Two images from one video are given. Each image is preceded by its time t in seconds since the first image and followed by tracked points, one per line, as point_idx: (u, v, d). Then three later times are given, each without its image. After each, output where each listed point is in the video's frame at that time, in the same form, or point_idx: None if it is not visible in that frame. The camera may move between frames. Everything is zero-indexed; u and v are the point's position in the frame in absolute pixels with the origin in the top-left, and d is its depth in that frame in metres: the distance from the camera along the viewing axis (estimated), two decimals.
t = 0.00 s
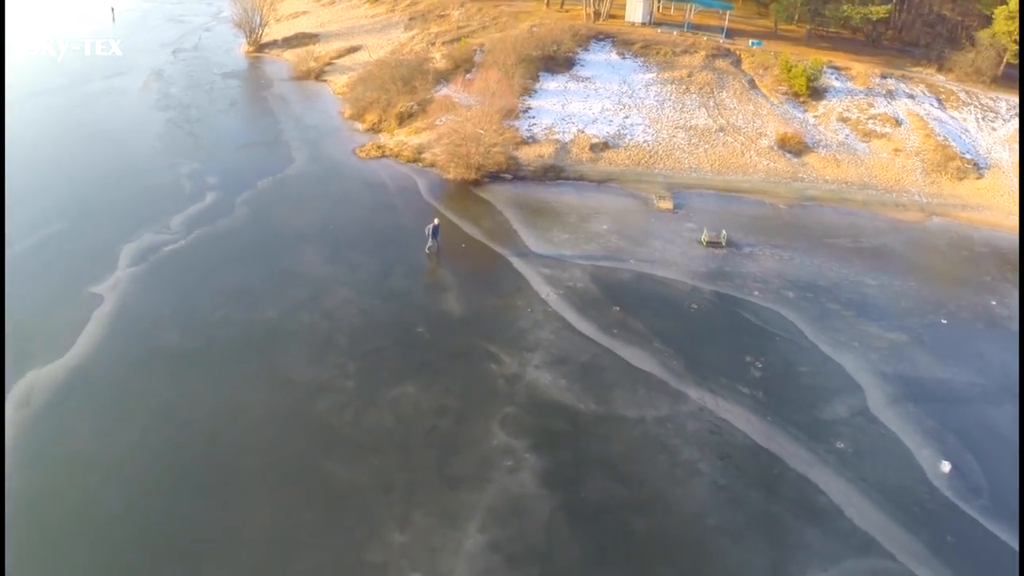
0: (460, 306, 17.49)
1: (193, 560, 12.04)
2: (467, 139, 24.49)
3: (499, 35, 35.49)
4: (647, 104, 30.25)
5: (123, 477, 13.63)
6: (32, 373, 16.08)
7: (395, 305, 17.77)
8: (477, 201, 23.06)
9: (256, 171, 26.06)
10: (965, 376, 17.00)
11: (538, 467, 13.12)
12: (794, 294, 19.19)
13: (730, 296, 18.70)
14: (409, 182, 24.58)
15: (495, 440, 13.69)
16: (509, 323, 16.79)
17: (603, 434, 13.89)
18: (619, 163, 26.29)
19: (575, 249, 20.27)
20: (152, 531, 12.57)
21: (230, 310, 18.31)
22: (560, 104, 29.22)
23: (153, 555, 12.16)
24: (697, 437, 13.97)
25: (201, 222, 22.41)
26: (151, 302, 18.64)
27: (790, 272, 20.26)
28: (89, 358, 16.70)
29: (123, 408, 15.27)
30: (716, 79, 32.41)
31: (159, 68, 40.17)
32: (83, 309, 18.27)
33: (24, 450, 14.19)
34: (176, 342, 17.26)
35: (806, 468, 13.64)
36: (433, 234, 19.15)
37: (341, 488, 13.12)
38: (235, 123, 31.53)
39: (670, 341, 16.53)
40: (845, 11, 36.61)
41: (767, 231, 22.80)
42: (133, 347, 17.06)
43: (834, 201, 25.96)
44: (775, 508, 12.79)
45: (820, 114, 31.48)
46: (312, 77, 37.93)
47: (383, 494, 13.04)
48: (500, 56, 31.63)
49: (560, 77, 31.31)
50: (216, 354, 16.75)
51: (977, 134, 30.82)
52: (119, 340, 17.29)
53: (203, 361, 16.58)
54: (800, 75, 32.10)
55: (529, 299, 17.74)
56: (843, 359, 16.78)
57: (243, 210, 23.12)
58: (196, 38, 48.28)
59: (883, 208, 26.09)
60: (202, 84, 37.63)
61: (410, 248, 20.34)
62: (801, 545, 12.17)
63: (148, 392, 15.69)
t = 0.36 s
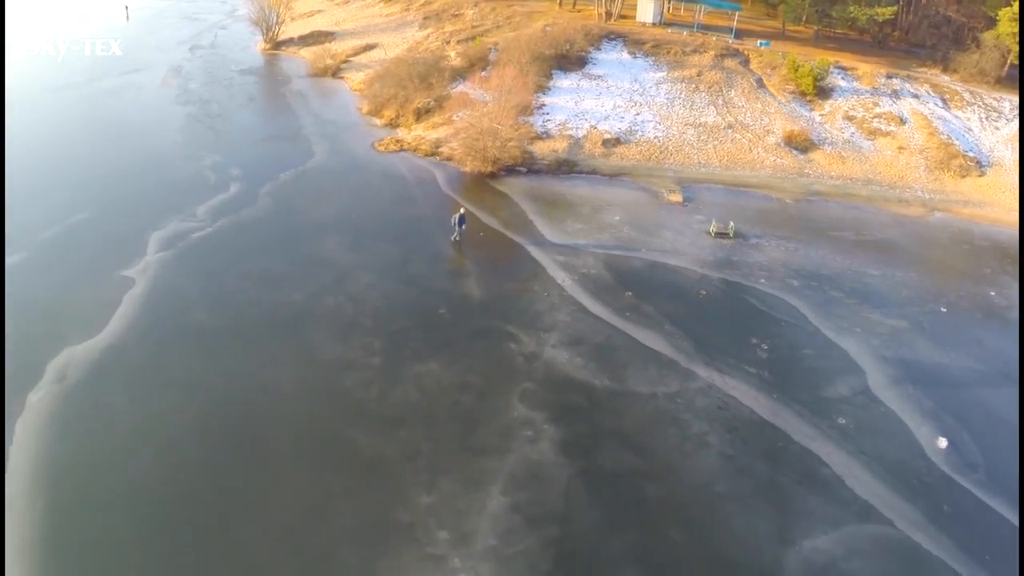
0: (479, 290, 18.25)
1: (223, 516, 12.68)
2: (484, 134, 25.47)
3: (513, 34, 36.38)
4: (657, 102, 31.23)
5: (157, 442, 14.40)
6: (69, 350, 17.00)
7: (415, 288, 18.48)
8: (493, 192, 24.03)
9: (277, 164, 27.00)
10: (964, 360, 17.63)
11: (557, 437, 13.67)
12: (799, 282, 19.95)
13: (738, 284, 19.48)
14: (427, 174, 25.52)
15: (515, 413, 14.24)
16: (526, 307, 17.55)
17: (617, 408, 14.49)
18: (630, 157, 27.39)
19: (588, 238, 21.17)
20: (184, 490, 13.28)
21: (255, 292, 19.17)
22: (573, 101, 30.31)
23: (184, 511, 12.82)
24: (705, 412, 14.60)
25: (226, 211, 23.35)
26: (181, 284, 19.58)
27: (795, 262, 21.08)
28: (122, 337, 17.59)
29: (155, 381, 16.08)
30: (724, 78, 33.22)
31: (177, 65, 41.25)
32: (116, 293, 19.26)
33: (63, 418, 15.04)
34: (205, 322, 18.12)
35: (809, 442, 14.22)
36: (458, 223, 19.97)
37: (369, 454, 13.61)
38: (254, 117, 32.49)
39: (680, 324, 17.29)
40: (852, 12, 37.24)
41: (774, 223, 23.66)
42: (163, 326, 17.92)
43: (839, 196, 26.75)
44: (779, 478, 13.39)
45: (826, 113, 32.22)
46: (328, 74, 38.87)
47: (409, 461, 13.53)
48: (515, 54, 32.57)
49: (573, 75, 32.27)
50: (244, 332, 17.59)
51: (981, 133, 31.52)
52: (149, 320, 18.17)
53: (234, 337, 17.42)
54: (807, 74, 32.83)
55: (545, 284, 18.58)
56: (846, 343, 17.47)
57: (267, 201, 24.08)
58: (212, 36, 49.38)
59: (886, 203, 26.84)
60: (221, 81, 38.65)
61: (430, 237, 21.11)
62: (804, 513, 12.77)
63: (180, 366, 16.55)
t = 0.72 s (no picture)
0: (497, 276, 19.13)
1: (258, 482, 13.49)
2: (500, 129, 26.48)
3: (525, 33, 37.34)
4: (667, 100, 32.16)
5: (194, 415, 15.26)
6: (106, 333, 17.88)
7: (437, 274, 19.34)
8: (509, 185, 25.04)
9: (298, 157, 27.90)
10: (962, 344, 18.41)
11: (575, 409, 14.47)
12: (803, 271, 20.82)
13: (745, 271, 20.37)
14: (444, 167, 26.49)
15: (535, 386, 15.02)
16: (543, 291, 18.43)
17: (631, 383, 15.31)
18: (640, 153, 28.39)
19: (602, 228, 22.13)
20: (219, 461, 14.08)
21: (282, 277, 19.99)
22: (585, 99, 31.27)
23: (222, 478, 13.64)
24: (715, 388, 15.36)
25: (251, 201, 24.13)
26: (210, 269, 20.34)
27: (800, 252, 21.96)
28: (155, 319, 18.38)
29: (190, 360, 16.91)
30: (732, 77, 34.08)
31: (194, 62, 42.28)
32: (148, 278, 20.13)
33: (103, 395, 15.91)
34: (234, 305, 18.88)
35: (813, 416, 15.00)
36: (483, 213, 20.91)
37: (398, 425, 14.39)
38: (273, 114, 33.44)
39: (690, 308, 18.19)
40: (856, 13, 38.07)
41: (779, 215, 24.56)
42: (195, 308, 18.73)
43: (843, 191, 27.63)
44: (785, 448, 14.11)
45: (830, 111, 33.06)
46: (344, 72, 39.89)
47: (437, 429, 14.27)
48: (528, 53, 33.54)
49: (584, 73, 33.22)
50: (273, 315, 18.44)
51: (982, 131, 32.32)
52: (182, 302, 18.99)
53: (262, 322, 18.15)
54: (812, 74, 33.67)
55: (560, 270, 19.49)
56: (848, 326, 18.27)
57: (290, 190, 24.74)
58: (227, 35, 50.45)
59: (888, 198, 27.71)
60: (238, 78, 39.67)
61: (449, 226, 21.97)
62: (809, 480, 13.45)
63: (212, 345, 17.35)
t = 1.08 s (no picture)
0: (510, 264, 19.99)
1: (287, 453, 14.13)
2: (509, 126, 27.40)
3: (530, 34, 38.29)
4: (669, 99, 33.10)
5: (223, 392, 15.93)
6: (135, 317, 18.56)
7: (452, 262, 20.18)
8: (518, 180, 25.99)
9: (313, 151, 28.70)
10: (954, 328, 19.24)
11: (588, 384, 15.26)
12: (802, 260, 21.70)
13: (746, 260, 21.25)
14: (455, 163, 27.40)
15: (549, 364, 15.83)
16: (554, 278, 19.29)
17: (641, 361, 16.13)
18: (644, 149, 29.34)
19: (608, 219, 23.06)
20: (249, 435, 14.67)
21: (303, 265, 20.72)
22: (590, 97, 32.21)
23: (252, 450, 14.29)
24: (719, 365, 16.22)
25: (269, 195, 24.87)
26: (232, 258, 21.03)
27: (799, 242, 22.85)
28: (181, 304, 19.04)
29: (217, 343, 17.53)
30: (732, 77, 35.02)
31: (204, 62, 43.18)
32: (172, 266, 20.75)
33: (135, 375, 16.59)
34: (257, 291, 19.58)
35: (813, 392, 15.81)
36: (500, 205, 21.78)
37: (420, 398, 14.97)
38: (285, 112, 34.36)
39: (695, 293, 19.08)
40: (853, 14, 39.00)
41: (779, 208, 25.48)
42: (220, 294, 19.39)
43: (840, 186, 28.56)
44: (786, 421, 14.89)
45: (828, 109, 33.98)
46: (353, 71, 40.84)
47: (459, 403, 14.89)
48: (534, 53, 34.46)
49: (588, 73, 34.16)
50: (296, 299, 19.17)
51: (976, 129, 33.27)
52: (207, 288, 19.64)
53: (285, 306, 18.84)
54: (810, 74, 34.63)
55: (570, 259, 20.37)
56: (845, 311, 19.12)
57: (306, 185, 25.55)
58: (235, 35, 51.38)
59: (884, 192, 28.64)
60: (248, 77, 40.61)
61: (461, 218, 22.83)
62: (810, 448, 14.19)
63: (238, 328, 18.04)
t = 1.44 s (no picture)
0: (527, 252, 20.93)
1: (326, 431, 14.50)
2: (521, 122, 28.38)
3: (538, 34, 39.27)
4: (674, 97, 34.05)
5: (258, 375, 16.27)
6: (168, 302, 18.89)
7: (471, 250, 21.08)
8: (530, 174, 26.99)
9: (329, 146, 29.35)
10: (950, 314, 20.17)
11: (604, 361, 16.19)
12: (804, 250, 22.65)
13: (751, 249, 22.21)
14: (469, 158, 28.36)
15: (567, 343, 16.75)
16: (569, 265, 20.24)
17: (653, 341, 17.08)
18: (651, 146, 30.30)
19: (619, 211, 24.04)
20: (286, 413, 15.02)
21: (328, 254, 21.26)
22: (598, 95, 33.19)
23: (291, 427, 14.65)
24: (727, 345, 17.16)
25: (291, 188, 25.19)
26: (258, 247, 21.40)
27: (801, 233, 23.81)
28: (212, 291, 19.37)
29: (249, 327, 17.85)
30: (735, 77, 35.95)
31: (216, 62, 44.03)
32: (200, 256, 21.01)
33: (170, 357, 16.89)
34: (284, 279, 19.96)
35: (816, 369, 16.72)
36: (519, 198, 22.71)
37: (447, 375, 15.86)
38: (300, 110, 35.25)
39: (702, 279, 20.03)
40: (853, 14, 39.95)
41: (782, 202, 26.45)
42: (249, 281, 19.79)
43: (841, 180, 29.51)
44: (792, 395, 15.79)
45: (829, 107, 34.90)
46: (364, 71, 41.79)
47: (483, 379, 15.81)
48: (543, 53, 35.45)
49: (596, 72, 35.12)
50: (324, 286, 19.67)
51: (974, 127, 34.21)
52: (236, 275, 20.03)
53: (313, 296, 19.18)
54: (811, 73, 35.60)
55: (584, 248, 21.31)
56: (846, 297, 20.05)
57: (326, 179, 25.93)
58: (244, 35, 52.29)
59: (884, 187, 29.60)
60: (262, 77, 41.53)
61: (477, 210, 23.72)
62: (815, 421, 15.01)
63: (268, 314, 18.39)
